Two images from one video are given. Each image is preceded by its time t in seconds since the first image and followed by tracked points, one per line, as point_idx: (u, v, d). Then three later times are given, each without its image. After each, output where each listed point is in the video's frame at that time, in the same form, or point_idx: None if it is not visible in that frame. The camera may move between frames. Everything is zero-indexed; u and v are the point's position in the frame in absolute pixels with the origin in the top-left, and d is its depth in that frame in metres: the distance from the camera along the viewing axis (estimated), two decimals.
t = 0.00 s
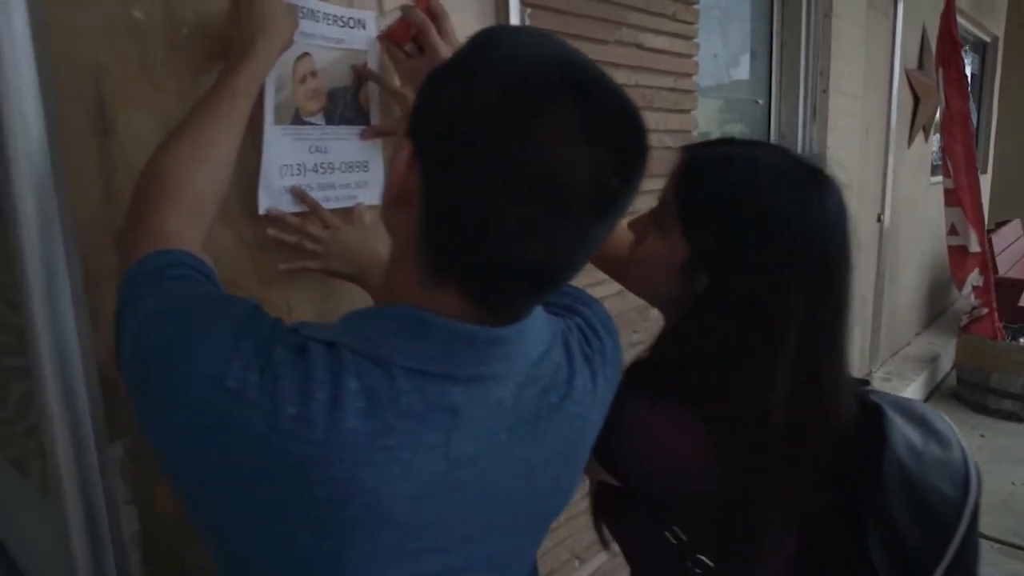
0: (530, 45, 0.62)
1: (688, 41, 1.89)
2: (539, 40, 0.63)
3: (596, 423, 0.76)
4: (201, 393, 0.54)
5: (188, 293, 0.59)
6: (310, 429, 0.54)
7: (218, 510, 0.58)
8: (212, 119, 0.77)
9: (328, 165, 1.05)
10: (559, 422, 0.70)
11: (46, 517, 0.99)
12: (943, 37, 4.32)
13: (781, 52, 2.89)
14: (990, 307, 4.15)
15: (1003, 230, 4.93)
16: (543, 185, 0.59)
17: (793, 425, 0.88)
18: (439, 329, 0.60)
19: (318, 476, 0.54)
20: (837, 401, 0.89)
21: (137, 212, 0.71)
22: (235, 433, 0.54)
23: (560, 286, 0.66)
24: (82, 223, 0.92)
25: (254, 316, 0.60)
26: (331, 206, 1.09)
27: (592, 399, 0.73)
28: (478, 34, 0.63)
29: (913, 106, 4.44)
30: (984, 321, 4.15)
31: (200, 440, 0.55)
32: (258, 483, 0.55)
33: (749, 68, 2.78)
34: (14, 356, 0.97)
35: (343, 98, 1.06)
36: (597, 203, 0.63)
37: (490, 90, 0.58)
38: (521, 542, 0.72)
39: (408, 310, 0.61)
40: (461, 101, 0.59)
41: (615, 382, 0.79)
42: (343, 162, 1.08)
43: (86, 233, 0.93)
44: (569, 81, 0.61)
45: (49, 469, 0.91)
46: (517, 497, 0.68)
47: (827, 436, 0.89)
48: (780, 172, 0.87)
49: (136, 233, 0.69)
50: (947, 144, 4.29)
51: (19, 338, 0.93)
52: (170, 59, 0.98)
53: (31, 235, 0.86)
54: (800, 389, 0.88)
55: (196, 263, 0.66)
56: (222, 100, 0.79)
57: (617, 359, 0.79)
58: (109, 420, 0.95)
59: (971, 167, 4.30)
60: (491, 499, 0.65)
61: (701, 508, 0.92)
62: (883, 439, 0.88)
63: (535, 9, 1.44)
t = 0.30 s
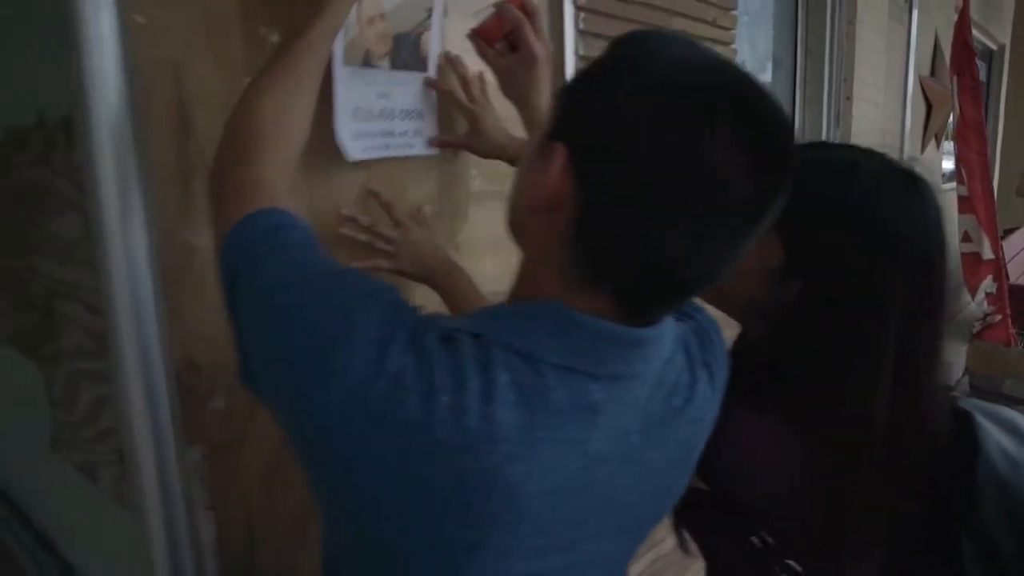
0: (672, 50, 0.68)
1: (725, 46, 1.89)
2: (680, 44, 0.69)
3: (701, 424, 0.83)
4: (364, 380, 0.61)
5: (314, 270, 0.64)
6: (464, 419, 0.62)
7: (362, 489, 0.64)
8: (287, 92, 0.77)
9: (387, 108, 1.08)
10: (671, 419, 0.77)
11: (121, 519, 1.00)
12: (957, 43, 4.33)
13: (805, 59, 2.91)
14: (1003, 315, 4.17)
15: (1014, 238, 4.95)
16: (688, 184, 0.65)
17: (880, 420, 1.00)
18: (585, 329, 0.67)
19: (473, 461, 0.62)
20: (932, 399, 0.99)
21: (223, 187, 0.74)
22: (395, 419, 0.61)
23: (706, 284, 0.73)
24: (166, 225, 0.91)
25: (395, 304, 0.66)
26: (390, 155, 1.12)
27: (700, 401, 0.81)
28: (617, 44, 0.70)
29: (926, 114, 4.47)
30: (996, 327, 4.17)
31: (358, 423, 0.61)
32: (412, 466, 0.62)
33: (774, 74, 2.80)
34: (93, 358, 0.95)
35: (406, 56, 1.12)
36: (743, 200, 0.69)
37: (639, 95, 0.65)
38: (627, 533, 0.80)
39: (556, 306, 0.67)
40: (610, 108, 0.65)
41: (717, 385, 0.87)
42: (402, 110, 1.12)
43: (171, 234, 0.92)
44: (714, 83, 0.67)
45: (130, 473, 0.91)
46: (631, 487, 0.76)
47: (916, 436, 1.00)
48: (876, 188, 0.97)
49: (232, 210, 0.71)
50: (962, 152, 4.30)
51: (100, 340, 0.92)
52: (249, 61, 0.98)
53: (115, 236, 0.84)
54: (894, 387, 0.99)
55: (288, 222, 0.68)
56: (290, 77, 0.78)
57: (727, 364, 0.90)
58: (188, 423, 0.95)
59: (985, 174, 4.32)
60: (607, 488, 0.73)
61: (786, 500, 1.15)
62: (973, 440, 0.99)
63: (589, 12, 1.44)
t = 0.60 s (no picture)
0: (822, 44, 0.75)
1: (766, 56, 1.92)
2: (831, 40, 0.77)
3: (805, 402, 0.90)
4: (536, 310, 0.69)
5: (480, 206, 0.71)
6: (623, 351, 0.70)
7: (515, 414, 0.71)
8: (396, 65, 0.78)
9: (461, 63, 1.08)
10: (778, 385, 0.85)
11: (211, 515, 1.02)
12: (967, 53, 4.40)
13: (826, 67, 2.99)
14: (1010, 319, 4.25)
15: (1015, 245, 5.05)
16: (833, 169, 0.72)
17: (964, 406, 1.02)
18: (723, 291, 0.76)
19: (626, 391, 0.70)
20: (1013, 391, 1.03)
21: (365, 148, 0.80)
22: (562, 346, 0.69)
23: (840, 266, 0.78)
24: (268, 226, 0.93)
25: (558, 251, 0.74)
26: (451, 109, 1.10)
27: (807, 378, 0.89)
28: (766, 39, 0.79)
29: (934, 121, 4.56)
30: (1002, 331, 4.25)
31: (528, 348, 0.69)
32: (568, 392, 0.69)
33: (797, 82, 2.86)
34: (189, 356, 0.96)
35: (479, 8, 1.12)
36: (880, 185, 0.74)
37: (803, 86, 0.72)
38: (728, 489, 0.86)
39: (695, 268, 0.77)
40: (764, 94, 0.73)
41: (828, 367, 0.95)
42: (467, 65, 1.11)
43: (272, 235, 0.94)
44: (857, 76, 0.73)
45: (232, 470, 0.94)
46: (743, 440, 0.84)
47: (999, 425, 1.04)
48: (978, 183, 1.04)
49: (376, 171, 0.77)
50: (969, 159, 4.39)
51: (200, 339, 0.93)
52: (344, 63, 1.00)
53: (228, 243, 0.85)
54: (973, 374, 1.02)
55: (444, 158, 0.74)
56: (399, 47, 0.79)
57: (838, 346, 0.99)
58: (283, 421, 0.98)
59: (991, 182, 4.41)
60: (723, 437, 0.80)
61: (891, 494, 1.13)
62: None
63: (648, 20, 1.47)
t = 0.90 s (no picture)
0: (867, 50, 0.76)
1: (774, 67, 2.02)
2: (868, 46, 0.78)
3: (849, 392, 0.91)
4: (594, 295, 0.71)
5: (537, 198, 0.73)
6: (677, 333, 0.72)
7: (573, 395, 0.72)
8: (451, 59, 0.81)
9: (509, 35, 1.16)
10: (823, 373, 0.87)
11: (257, 520, 1.03)
12: (957, 65, 4.50)
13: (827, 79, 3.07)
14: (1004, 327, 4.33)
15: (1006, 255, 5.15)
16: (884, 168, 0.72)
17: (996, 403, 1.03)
18: (767, 282, 0.77)
19: (682, 372, 0.71)
20: None
21: (420, 145, 0.82)
22: (621, 327, 0.71)
23: (873, 260, 0.79)
24: (319, 236, 0.96)
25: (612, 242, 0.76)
26: (508, 81, 1.20)
27: (852, 369, 0.90)
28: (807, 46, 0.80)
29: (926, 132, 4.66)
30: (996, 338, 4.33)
31: (587, 329, 0.71)
32: (627, 372, 0.71)
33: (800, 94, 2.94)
34: (239, 363, 0.98)
35: None
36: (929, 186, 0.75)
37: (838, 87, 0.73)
38: (774, 474, 0.87)
39: (738, 259, 0.78)
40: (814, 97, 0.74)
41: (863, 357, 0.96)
42: (521, 38, 1.19)
43: (322, 245, 0.96)
44: (904, 78, 0.74)
45: (282, 474, 0.96)
46: (786, 427, 0.84)
47: None
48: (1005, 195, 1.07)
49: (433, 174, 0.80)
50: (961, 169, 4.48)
51: (253, 347, 0.95)
52: (392, 74, 1.03)
53: (286, 254, 0.88)
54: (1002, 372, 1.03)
55: (499, 153, 0.75)
56: (446, 48, 0.81)
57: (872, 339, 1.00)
58: (329, 426, 1.00)
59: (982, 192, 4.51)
60: (769, 423, 0.81)
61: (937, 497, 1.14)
62: None
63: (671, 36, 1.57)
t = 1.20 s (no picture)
0: (854, 71, 0.76)
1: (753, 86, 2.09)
2: (851, 69, 0.77)
3: (834, 393, 0.92)
4: (597, 301, 0.71)
5: (543, 207, 0.73)
6: (679, 339, 0.72)
7: (577, 399, 0.72)
8: (458, 71, 0.82)
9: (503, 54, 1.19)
10: (810, 375, 0.88)
11: (251, 538, 1.02)
12: (922, 81, 4.64)
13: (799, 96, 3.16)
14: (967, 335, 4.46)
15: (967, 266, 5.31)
16: (875, 189, 0.72)
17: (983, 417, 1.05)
18: (756, 289, 0.76)
19: (684, 375, 0.71)
20: None
21: (426, 146, 0.81)
22: (624, 332, 0.71)
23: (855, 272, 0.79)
24: (320, 254, 0.96)
25: (611, 249, 0.76)
26: (498, 100, 1.22)
27: (835, 370, 0.92)
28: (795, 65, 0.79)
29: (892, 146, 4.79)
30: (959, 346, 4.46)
31: (591, 333, 0.70)
32: (630, 376, 0.71)
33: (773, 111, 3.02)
34: (237, 381, 0.98)
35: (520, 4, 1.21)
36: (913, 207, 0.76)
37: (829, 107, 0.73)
38: (767, 474, 0.88)
39: (730, 267, 0.78)
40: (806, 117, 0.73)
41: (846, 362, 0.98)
42: (518, 59, 1.24)
43: (322, 262, 0.96)
44: (888, 102, 0.74)
45: (279, 491, 0.95)
46: (777, 428, 0.85)
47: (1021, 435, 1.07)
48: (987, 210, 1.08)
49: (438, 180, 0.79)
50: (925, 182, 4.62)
51: (253, 364, 0.95)
52: (391, 93, 1.04)
53: (289, 269, 0.88)
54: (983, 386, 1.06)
55: (506, 166, 0.75)
56: (457, 70, 0.82)
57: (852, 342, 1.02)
58: (326, 442, 1.00)
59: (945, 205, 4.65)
60: (762, 424, 0.82)
61: (926, 501, 1.05)
62: None
63: (657, 54, 1.62)
